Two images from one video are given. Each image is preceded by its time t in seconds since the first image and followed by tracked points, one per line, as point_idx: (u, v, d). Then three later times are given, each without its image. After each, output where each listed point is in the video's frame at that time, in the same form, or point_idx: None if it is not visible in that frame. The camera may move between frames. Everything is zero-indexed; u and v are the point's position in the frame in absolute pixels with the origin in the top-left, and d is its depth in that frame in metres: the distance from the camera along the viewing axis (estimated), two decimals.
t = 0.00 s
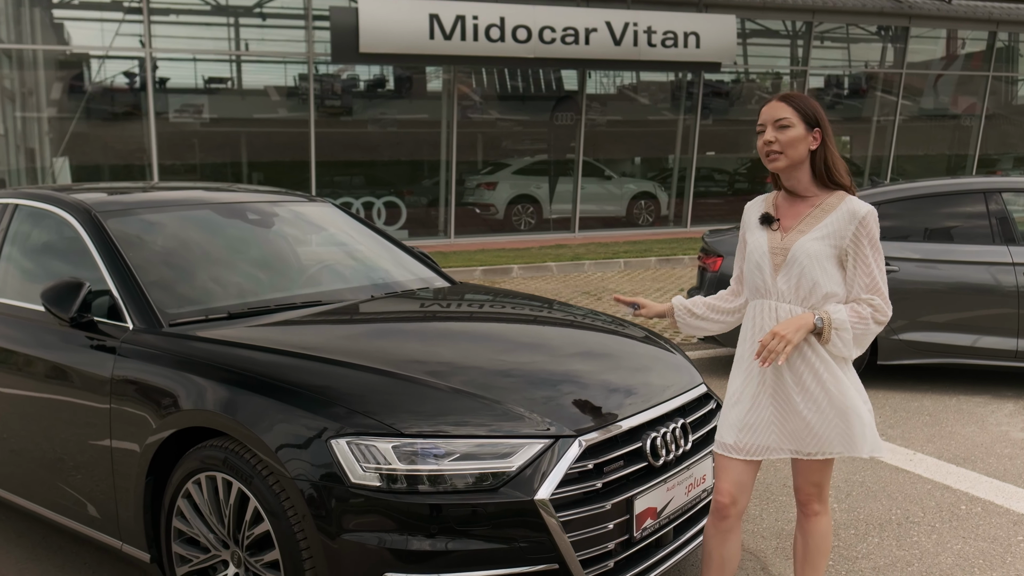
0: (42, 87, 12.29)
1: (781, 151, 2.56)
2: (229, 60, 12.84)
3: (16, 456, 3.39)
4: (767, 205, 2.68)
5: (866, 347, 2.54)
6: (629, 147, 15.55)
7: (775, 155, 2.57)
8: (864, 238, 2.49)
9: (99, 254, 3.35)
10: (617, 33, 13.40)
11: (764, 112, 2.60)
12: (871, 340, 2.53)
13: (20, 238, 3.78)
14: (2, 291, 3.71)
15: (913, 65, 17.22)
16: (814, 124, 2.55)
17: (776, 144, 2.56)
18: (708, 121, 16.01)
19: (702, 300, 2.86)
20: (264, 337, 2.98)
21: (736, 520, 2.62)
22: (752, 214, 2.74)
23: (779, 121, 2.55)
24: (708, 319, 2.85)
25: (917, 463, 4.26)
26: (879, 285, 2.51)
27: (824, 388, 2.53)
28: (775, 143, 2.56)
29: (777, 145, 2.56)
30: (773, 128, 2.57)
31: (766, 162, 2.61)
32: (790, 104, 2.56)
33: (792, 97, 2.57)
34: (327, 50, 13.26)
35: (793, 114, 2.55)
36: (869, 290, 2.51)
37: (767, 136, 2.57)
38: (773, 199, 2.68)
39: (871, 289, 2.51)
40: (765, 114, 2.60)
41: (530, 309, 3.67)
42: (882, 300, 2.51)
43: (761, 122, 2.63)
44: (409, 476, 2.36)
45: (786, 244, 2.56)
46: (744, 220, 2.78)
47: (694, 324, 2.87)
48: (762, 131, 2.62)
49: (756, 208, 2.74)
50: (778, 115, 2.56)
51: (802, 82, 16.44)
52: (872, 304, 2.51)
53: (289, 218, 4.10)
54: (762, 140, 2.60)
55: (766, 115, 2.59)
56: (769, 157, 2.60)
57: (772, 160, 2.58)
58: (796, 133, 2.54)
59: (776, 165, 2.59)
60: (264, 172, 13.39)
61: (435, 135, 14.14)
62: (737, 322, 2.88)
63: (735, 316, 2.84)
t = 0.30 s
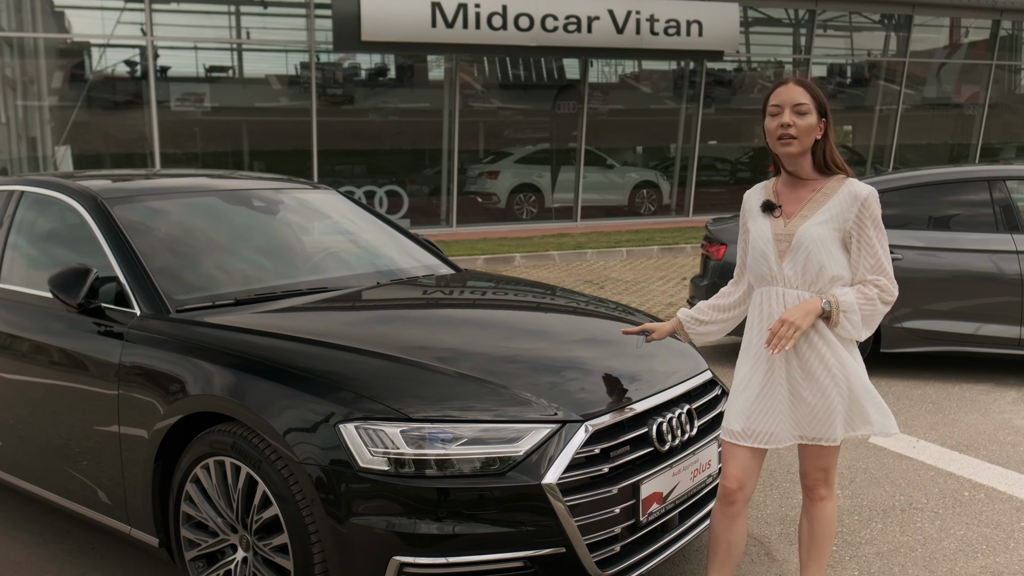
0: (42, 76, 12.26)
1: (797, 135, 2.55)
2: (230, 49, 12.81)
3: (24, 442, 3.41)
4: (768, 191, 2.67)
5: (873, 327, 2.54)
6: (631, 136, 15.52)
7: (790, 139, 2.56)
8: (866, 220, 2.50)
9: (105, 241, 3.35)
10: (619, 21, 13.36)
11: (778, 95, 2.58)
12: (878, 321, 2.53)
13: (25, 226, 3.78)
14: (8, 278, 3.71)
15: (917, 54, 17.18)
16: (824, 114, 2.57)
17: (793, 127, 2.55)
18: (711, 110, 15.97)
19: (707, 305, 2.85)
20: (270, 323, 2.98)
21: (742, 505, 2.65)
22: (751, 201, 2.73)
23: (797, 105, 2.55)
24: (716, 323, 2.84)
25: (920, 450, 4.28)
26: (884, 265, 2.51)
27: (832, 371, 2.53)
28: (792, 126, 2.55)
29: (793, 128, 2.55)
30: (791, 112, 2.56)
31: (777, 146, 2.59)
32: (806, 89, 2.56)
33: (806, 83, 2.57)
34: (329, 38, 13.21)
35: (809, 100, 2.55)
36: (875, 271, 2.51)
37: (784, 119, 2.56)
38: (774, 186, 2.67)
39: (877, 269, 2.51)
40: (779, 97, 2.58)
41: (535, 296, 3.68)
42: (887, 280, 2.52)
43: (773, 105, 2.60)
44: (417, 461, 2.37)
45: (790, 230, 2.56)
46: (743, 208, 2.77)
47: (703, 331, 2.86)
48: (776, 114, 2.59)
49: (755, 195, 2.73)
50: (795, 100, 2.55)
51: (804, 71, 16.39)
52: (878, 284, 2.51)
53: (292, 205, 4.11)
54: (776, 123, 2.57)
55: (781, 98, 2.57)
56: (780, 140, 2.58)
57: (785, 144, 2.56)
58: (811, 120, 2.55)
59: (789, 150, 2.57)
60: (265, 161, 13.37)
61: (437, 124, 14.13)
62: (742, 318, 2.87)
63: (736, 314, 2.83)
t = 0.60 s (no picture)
0: (45, 63, 12.23)
1: (808, 121, 2.54)
2: (233, 36, 12.78)
3: (34, 428, 3.42)
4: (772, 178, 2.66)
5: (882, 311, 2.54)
6: (635, 123, 15.49)
7: (800, 126, 2.54)
8: (873, 204, 2.50)
9: (115, 227, 3.36)
10: (624, 8, 13.31)
11: (788, 80, 2.56)
12: (887, 303, 2.53)
13: (34, 213, 3.78)
14: (17, 264, 3.72)
15: (922, 41, 17.11)
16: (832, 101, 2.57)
17: (804, 114, 2.53)
18: (715, 98, 15.92)
19: (715, 294, 2.84)
20: (279, 309, 2.99)
21: (753, 490, 2.67)
22: (755, 188, 2.72)
23: (808, 92, 2.54)
24: (724, 312, 2.84)
25: (926, 437, 4.29)
26: (891, 248, 2.51)
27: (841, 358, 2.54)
28: (803, 113, 2.54)
29: (804, 115, 2.53)
30: (802, 98, 2.54)
31: (787, 133, 2.57)
32: (816, 75, 2.55)
33: (816, 69, 2.56)
34: (331, 25, 13.16)
35: (819, 87, 2.54)
36: (882, 254, 2.51)
37: (796, 105, 2.54)
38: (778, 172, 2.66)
39: (885, 253, 2.52)
40: (790, 82, 2.55)
41: (542, 282, 3.69)
42: (895, 263, 2.52)
43: (782, 90, 2.58)
44: (427, 445, 2.38)
45: (797, 217, 2.56)
46: (746, 195, 2.76)
47: (712, 320, 2.86)
48: (785, 99, 2.57)
49: (758, 181, 2.72)
50: (806, 86, 2.53)
51: (809, 59, 16.33)
52: (886, 268, 2.52)
53: (299, 192, 4.12)
54: (787, 108, 2.55)
55: (792, 83, 2.55)
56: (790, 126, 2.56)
57: (796, 130, 2.54)
58: (821, 106, 2.55)
59: (799, 136, 2.55)
60: (269, 149, 13.36)
61: (441, 111, 14.10)
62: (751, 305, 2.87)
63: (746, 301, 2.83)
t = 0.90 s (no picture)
0: (51, 51, 12.23)
1: (818, 108, 2.52)
2: (237, 23, 12.75)
3: (48, 413, 3.44)
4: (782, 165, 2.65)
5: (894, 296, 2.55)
6: (641, 111, 15.45)
7: (810, 112, 2.53)
8: (884, 189, 2.49)
9: (127, 214, 3.37)
10: None
11: (798, 66, 2.55)
12: (899, 288, 2.53)
13: (45, 200, 3.79)
14: (28, 251, 3.72)
15: (929, 28, 17.02)
16: (842, 87, 2.56)
17: (815, 100, 2.52)
18: (721, 86, 15.87)
19: (726, 285, 2.84)
20: (289, 295, 3.00)
21: (768, 476, 2.67)
22: (764, 175, 2.71)
23: (818, 78, 2.52)
24: (736, 302, 2.84)
25: (935, 424, 4.30)
26: (903, 234, 2.51)
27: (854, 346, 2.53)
28: (813, 98, 2.52)
29: (814, 100, 2.52)
30: (812, 84, 2.53)
31: (796, 118, 2.55)
32: (827, 61, 2.53)
33: (826, 55, 2.54)
34: (337, 12, 13.12)
35: (829, 73, 2.53)
36: (893, 240, 2.51)
37: (806, 91, 2.52)
38: (787, 159, 2.66)
39: (897, 238, 2.51)
40: (799, 68, 2.55)
41: (552, 270, 3.69)
42: (906, 249, 2.52)
43: (792, 76, 2.57)
44: (440, 431, 2.39)
45: (807, 205, 2.55)
46: (756, 183, 2.76)
47: (723, 310, 2.86)
48: (795, 85, 2.56)
49: (767, 168, 2.71)
50: (816, 72, 2.52)
51: (816, 46, 16.25)
52: (897, 253, 2.51)
53: (309, 179, 4.12)
54: (797, 95, 2.54)
55: (801, 69, 2.54)
56: (799, 113, 2.55)
57: (805, 117, 2.53)
58: (832, 92, 2.53)
59: (809, 122, 2.54)
60: (274, 137, 13.35)
61: (446, 99, 14.08)
62: (762, 294, 2.86)
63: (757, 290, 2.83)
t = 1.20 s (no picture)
0: (60, 40, 12.25)
1: (835, 100, 2.51)
2: (245, 12, 12.74)
3: (64, 399, 3.46)
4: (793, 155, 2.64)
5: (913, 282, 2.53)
6: (649, 99, 15.40)
7: (827, 104, 2.51)
8: (899, 175, 2.48)
9: (142, 202, 3.38)
10: None
11: (816, 56, 2.52)
12: (917, 275, 2.52)
13: (59, 188, 3.80)
14: (43, 238, 3.73)
15: (940, 16, 16.90)
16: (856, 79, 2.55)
17: (832, 92, 2.50)
18: (730, 74, 15.80)
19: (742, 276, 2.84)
20: (303, 282, 3.01)
21: (785, 465, 2.71)
22: (775, 165, 2.69)
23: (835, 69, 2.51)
24: (753, 294, 2.84)
25: (946, 413, 4.30)
26: (920, 220, 2.50)
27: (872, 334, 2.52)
28: (830, 90, 2.50)
29: (832, 92, 2.50)
30: (829, 75, 2.51)
31: (812, 110, 2.53)
32: (843, 52, 2.52)
33: (844, 45, 2.52)
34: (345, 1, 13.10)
35: (846, 65, 2.52)
36: (910, 226, 2.50)
37: (823, 83, 2.50)
38: (798, 149, 2.64)
39: (913, 224, 2.50)
40: (817, 59, 2.52)
41: (563, 258, 3.69)
42: (924, 235, 2.51)
43: (809, 66, 2.54)
44: (455, 417, 2.40)
45: (822, 195, 2.54)
46: (766, 173, 2.74)
47: (739, 303, 2.86)
48: (812, 75, 2.53)
49: (776, 157, 2.69)
50: (834, 63, 2.50)
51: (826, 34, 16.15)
52: (914, 239, 2.50)
53: (321, 167, 4.13)
54: (814, 85, 2.51)
55: (819, 60, 2.51)
56: (816, 104, 2.53)
57: (822, 108, 2.51)
58: (848, 84, 2.52)
59: (825, 114, 2.52)
60: (282, 125, 13.35)
61: (454, 88, 14.06)
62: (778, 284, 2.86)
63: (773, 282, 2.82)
